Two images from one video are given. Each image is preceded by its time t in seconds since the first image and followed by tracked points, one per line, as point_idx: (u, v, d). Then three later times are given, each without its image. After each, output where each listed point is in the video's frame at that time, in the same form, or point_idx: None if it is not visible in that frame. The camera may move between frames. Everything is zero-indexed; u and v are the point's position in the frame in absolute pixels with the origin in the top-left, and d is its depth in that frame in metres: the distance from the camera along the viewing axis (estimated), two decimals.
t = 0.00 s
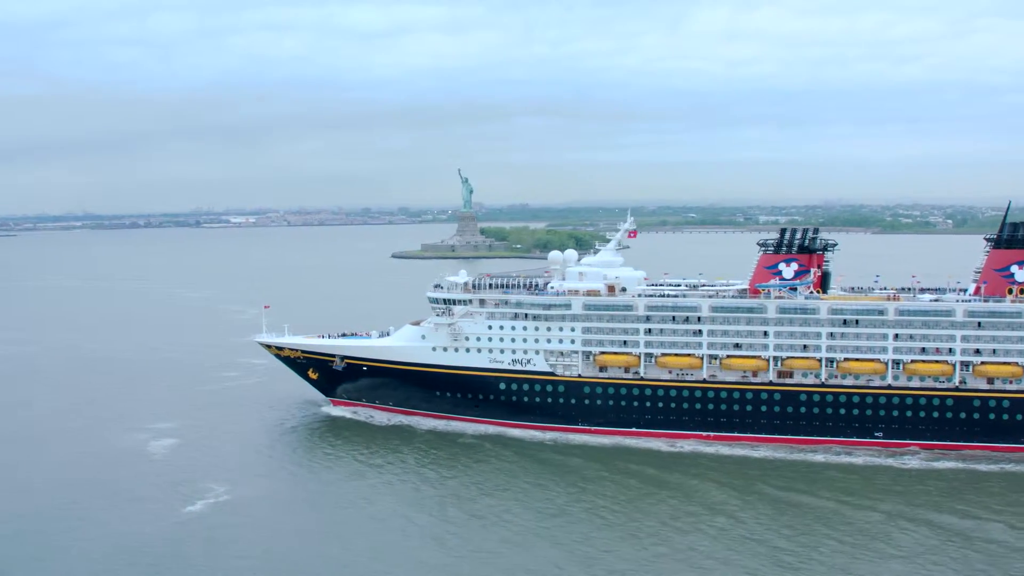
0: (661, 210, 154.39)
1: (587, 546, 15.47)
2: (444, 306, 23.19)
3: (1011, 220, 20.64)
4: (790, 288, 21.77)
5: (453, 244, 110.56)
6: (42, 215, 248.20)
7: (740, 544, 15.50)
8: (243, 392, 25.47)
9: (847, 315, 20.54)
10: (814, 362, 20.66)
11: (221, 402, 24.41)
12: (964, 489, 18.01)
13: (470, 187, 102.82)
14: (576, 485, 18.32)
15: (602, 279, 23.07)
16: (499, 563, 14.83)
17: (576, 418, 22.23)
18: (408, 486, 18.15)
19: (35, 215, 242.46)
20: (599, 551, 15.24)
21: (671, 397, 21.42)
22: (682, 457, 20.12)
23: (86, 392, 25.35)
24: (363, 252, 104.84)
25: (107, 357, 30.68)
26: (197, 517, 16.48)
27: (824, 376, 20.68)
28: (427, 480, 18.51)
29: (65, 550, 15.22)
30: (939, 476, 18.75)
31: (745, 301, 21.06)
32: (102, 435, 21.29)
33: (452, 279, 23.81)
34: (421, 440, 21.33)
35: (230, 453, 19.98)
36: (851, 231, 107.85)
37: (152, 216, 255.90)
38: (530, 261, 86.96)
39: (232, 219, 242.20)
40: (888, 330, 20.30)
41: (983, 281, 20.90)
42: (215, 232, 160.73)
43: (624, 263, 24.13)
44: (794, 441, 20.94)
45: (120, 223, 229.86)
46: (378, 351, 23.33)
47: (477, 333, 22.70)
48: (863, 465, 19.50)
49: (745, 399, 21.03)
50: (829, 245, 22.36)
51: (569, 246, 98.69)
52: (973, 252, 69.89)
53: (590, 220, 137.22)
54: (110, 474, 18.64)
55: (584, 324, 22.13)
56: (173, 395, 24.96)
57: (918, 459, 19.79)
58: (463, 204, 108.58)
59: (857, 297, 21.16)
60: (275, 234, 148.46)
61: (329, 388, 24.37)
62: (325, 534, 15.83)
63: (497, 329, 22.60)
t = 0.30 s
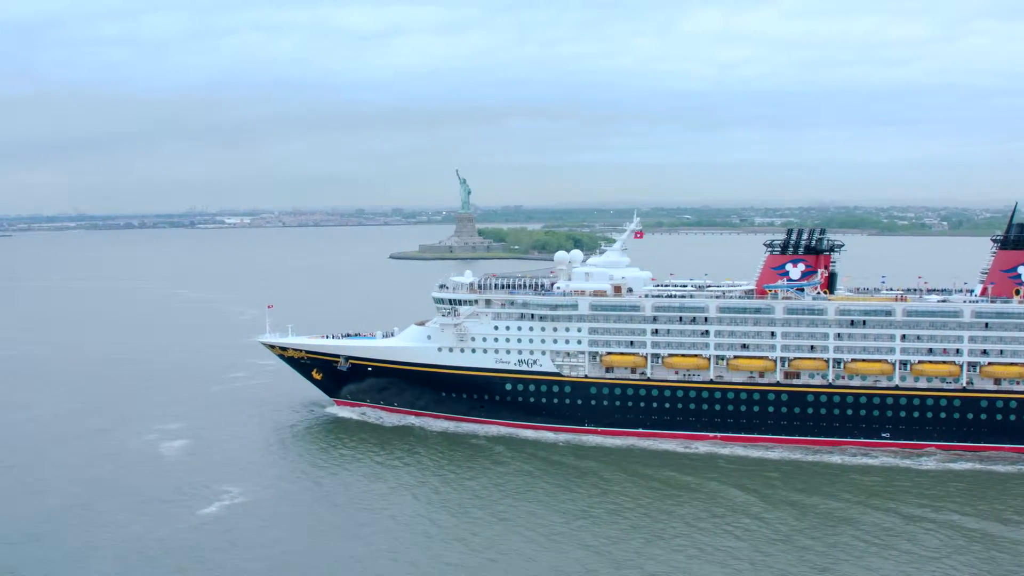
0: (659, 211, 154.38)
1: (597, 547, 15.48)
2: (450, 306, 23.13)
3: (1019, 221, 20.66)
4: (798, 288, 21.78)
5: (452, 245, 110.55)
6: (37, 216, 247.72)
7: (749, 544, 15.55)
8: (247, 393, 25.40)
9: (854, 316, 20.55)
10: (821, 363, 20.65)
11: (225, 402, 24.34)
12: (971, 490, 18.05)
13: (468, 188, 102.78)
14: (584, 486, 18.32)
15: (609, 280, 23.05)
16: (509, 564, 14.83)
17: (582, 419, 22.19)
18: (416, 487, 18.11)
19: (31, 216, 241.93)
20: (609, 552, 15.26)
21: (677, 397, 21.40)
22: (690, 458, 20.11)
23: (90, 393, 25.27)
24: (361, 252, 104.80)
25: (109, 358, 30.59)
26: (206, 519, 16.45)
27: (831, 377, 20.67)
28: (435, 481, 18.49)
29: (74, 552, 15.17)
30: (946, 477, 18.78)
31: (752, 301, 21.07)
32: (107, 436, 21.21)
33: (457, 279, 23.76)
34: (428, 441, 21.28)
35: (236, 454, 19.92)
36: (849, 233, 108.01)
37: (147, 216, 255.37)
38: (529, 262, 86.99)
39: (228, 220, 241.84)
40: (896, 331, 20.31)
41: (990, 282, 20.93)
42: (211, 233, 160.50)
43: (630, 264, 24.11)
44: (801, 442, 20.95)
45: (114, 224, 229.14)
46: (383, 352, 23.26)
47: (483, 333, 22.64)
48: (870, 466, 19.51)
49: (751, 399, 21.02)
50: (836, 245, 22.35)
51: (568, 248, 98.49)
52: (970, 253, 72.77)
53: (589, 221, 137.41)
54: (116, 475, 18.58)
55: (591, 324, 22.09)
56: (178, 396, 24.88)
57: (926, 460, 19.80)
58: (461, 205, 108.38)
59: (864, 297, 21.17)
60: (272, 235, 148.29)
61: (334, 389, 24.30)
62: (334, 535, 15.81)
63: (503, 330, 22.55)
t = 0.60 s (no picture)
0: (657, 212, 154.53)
1: (607, 547, 15.46)
2: (456, 306, 23.06)
3: None
4: (804, 288, 21.78)
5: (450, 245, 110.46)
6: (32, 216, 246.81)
7: (759, 544, 15.56)
8: (252, 393, 25.31)
9: (861, 316, 20.55)
10: (828, 363, 20.64)
11: (230, 403, 24.25)
12: (979, 490, 18.08)
13: (466, 188, 102.78)
14: (592, 486, 18.30)
15: (615, 280, 23.03)
16: (520, 564, 14.81)
17: (589, 419, 22.16)
18: (424, 488, 18.07)
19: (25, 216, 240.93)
20: (620, 552, 15.25)
21: (684, 398, 21.39)
22: (697, 459, 20.09)
23: (93, 394, 25.16)
24: (358, 253, 104.65)
25: (111, 359, 30.46)
26: (215, 519, 16.40)
27: (838, 377, 20.66)
28: (443, 482, 18.45)
29: (82, 553, 15.11)
30: (954, 477, 18.80)
31: (760, 301, 21.07)
32: (112, 437, 21.12)
33: (463, 279, 23.68)
34: (435, 441, 21.23)
35: (243, 455, 19.85)
36: (846, 234, 108.15)
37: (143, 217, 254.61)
38: (527, 263, 86.94)
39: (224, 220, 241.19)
40: (903, 331, 20.32)
41: (997, 282, 20.95)
42: (208, 234, 160.10)
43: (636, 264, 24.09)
44: (808, 442, 20.94)
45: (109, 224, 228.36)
46: (389, 352, 23.20)
47: (489, 333, 22.58)
48: (878, 467, 19.51)
49: (758, 399, 21.01)
50: (843, 245, 22.37)
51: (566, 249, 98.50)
52: (968, 254, 73.14)
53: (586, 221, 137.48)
54: (122, 476, 18.51)
55: (598, 324, 22.06)
56: (182, 397, 24.78)
57: (933, 460, 19.81)
58: (458, 206, 108.17)
59: (871, 297, 21.18)
60: (269, 236, 148.03)
61: (338, 390, 24.23)
62: (344, 536, 15.77)
63: (509, 330, 22.50)
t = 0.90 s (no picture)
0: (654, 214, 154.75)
1: (617, 547, 15.46)
2: (462, 306, 23.02)
3: None
4: (811, 288, 21.79)
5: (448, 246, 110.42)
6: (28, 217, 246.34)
7: (769, 544, 15.58)
8: (256, 394, 25.22)
9: (869, 315, 20.58)
10: (836, 363, 20.64)
11: (235, 404, 24.17)
12: (987, 490, 18.12)
13: (465, 189, 102.78)
14: (601, 487, 18.29)
15: (622, 280, 23.02)
16: (532, 564, 14.80)
17: (595, 419, 22.13)
18: (433, 489, 18.04)
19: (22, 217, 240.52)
20: (630, 552, 15.25)
21: (691, 398, 21.37)
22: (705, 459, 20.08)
23: (97, 396, 25.07)
24: (356, 253, 104.61)
25: (113, 360, 30.34)
26: (223, 521, 16.35)
27: (846, 377, 20.66)
28: (451, 482, 18.42)
29: (92, 555, 15.06)
30: (962, 477, 18.83)
31: (767, 301, 21.09)
32: (118, 438, 21.05)
33: (468, 279, 23.62)
34: (441, 442, 21.18)
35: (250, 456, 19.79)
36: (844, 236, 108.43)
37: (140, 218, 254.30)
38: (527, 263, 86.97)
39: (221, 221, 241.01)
40: (910, 331, 20.35)
41: (1003, 282, 21.00)
42: (205, 235, 159.95)
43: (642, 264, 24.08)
44: (815, 442, 20.94)
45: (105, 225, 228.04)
46: (395, 352, 23.14)
47: (495, 333, 22.53)
48: (886, 467, 19.52)
49: (766, 399, 21.00)
50: (849, 245, 22.40)
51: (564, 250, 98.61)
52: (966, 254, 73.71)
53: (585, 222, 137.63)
54: (129, 478, 18.44)
55: (604, 325, 22.03)
56: (186, 398, 24.69)
57: (941, 460, 19.82)
58: (456, 207, 108.04)
59: (878, 297, 21.20)
60: (266, 237, 147.83)
61: (343, 390, 24.15)
62: (354, 536, 15.74)
63: (516, 330, 22.46)
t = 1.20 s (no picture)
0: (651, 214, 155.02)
1: (632, 547, 15.46)
2: (468, 306, 22.93)
3: None
4: (818, 288, 21.81)
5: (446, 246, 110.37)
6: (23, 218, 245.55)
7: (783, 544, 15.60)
8: (262, 395, 25.13)
9: (877, 315, 20.62)
10: (844, 363, 20.64)
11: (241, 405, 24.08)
12: (996, 489, 18.18)
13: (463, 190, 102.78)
14: (611, 487, 18.30)
15: (629, 280, 23.01)
16: (547, 564, 14.80)
17: (603, 420, 22.12)
18: (444, 489, 18.02)
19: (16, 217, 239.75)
20: (644, 552, 15.26)
21: (700, 397, 21.36)
22: (714, 459, 20.09)
23: (102, 398, 24.95)
24: (354, 254, 104.49)
25: (116, 362, 30.20)
26: (236, 523, 16.29)
27: (854, 377, 20.67)
28: (462, 483, 18.39)
29: (106, 558, 14.98)
30: (971, 476, 18.88)
31: (775, 301, 21.11)
32: (126, 440, 20.95)
33: (474, 279, 23.53)
34: (450, 443, 21.15)
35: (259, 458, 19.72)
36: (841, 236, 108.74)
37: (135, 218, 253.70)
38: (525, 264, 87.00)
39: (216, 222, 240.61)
40: (918, 330, 20.38)
41: (1011, 281, 21.05)
42: (201, 236, 159.65)
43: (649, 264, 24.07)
44: (823, 441, 20.96)
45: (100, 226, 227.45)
46: (402, 353, 23.07)
47: (502, 333, 22.48)
48: (895, 467, 19.55)
49: (774, 399, 21.00)
50: (857, 245, 22.43)
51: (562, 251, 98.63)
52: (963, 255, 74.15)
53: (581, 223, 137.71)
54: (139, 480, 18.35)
55: (612, 325, 22.00)
56: (191, 400, 24.58)
57: (949, 459, 19.87)
58: (453, 208, 107.95)
59: (885, 297, 21.20)
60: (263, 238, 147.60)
61: (349, 391, 24.08)
62: (368, 538, 15.71)
63: (523, 330, 22.41)
